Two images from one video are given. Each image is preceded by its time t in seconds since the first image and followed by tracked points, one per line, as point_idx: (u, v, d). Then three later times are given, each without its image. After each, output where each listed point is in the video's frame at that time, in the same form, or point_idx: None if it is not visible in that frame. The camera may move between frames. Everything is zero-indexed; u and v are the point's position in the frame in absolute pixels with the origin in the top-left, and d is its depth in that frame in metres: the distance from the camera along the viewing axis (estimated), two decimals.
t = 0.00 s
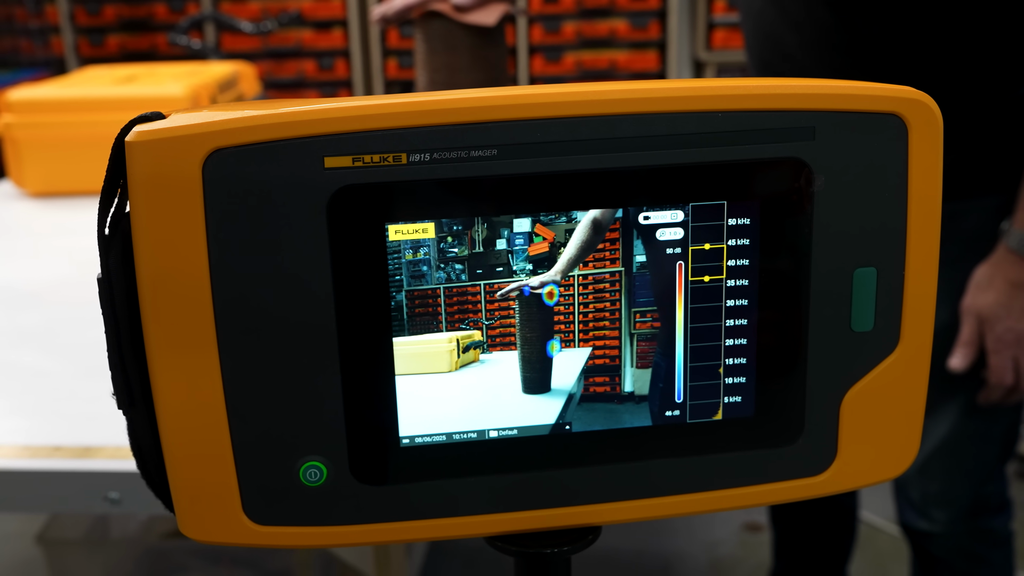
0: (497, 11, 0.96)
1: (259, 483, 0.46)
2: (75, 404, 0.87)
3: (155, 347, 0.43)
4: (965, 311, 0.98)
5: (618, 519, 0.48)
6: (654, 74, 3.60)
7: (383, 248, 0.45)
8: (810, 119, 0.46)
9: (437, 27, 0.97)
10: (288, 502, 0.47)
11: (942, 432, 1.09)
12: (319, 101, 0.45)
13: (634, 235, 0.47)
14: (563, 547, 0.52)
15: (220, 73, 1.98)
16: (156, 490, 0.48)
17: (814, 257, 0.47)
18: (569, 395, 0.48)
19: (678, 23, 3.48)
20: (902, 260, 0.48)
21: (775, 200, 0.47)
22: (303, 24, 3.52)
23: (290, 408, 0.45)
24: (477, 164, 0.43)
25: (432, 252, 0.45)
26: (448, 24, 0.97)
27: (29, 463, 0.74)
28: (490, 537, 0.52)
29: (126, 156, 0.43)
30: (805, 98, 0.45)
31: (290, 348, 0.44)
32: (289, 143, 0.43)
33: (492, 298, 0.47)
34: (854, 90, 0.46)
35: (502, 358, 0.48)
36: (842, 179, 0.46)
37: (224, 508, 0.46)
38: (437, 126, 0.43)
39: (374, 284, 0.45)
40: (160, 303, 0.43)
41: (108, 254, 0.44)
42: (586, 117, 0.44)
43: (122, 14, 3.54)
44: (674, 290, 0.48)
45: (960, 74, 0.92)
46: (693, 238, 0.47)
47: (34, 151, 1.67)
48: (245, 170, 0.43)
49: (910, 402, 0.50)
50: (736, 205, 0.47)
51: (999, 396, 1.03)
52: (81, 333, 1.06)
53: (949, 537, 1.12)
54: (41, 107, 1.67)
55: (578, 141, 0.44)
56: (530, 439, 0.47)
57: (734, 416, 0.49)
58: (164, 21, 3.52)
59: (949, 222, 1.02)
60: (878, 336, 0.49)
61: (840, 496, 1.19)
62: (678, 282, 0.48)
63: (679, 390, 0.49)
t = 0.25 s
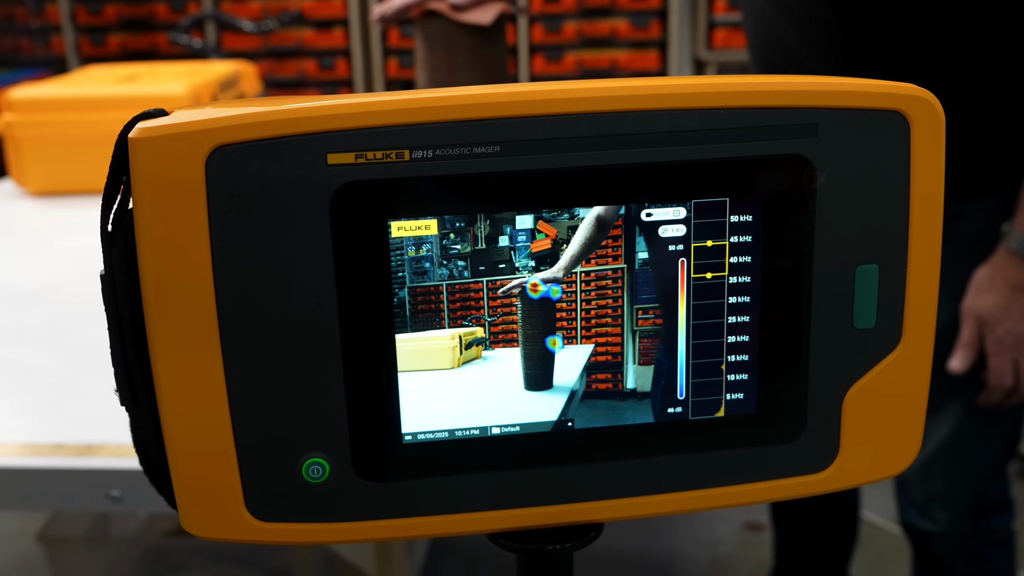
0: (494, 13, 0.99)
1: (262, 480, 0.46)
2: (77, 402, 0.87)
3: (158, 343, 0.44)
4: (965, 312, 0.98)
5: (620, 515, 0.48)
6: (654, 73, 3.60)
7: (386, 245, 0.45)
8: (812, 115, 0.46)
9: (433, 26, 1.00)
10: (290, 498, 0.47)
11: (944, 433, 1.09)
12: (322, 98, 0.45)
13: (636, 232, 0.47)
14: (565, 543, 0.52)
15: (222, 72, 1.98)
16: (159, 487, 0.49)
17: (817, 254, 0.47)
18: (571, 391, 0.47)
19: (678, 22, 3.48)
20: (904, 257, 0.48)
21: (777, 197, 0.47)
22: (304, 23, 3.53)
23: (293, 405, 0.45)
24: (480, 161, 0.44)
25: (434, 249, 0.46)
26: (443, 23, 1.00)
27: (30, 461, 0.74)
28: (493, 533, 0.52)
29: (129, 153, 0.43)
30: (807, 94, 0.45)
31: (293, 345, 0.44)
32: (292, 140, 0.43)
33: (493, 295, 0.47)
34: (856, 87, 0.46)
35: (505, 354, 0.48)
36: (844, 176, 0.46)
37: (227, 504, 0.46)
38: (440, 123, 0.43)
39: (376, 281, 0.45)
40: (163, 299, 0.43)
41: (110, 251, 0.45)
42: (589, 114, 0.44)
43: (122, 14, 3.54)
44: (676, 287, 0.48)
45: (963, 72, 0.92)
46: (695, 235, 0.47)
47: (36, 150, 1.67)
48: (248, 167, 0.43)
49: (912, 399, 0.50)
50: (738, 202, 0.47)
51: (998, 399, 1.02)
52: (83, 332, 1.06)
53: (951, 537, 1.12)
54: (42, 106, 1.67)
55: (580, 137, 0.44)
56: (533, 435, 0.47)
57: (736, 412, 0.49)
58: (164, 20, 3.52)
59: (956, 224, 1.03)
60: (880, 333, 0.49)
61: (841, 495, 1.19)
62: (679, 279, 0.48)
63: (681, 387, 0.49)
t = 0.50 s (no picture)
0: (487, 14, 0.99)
1: (262, 479, 0.46)
2: (78, 401, 0.87)
3: (158, 342, 0.44)
4: (969, 313, 0.98)
5: (621, 514, 0.48)
6: (654, 72, 3.60)
7: (387, 244, 0.45)
8: (812, 114, 0.46)
9: (428, 25, 1.00)
10: (291, 498, 0.47)
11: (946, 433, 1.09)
12: (322, 97, 0.45)
13: (637, 230, 0.47)
14: (566, 542, 0.52)
15: (222, 71, 1.98)
16: (159, 486, 0.49)
17: (817, 253, 0.47)
18: (573, 390, 0.47)
19: (678, 21, 3.48)
20: (905, 256, 0.48)
21: (778, 195, 0.47)
22: (304, 22, 3.52)
23: (294, 404, 0.45)
24: (481, 159, 0.44)
25: (435, 248, 0.46)
26: (437, 23, 1.00)
27: (31, 460, 0.74)
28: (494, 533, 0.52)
29: (129, 152, 0.43)
30: (808, 93, 0.45)
31: (294, 343, 0.44)
32: (292, 139, 0.43)
33: (494, 293, 0.47)
34: (857, 86, 0.46)
35: (506, 353, 0.48)
36: (845, 174, 0.46)
37: (227, 503, 0.46)
38: (440, 122, 0.43)
39: (377, 279, 0.45)
40: (163, 299, 0.43)
41: (111, 250, 0.44)
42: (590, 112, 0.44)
43: (122, 13, 3.54)
44: (677, 286, 0.48)
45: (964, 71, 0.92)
46: (696, 234, 0.47)
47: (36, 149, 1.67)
48: (248, 166, 0.43)
49: (912, 398, 0.50)
50: (739, 201, 0.47)
51: (1001, 400, 1.01)
52: (83, 331, 1.06)
53: (952, 536, 1.12)
54: (42, 105, 1.67)
55: (580, 135, 0.44)
56: (533, 434, 0.47)
57: (736, 411, 0.49)
58: (164, 20, 3.52)
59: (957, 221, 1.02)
60: (881, 332, 0.49)
61: (842, 494, 1.19)
62: (680, 277, 0.48)
63: (682, 385, 0.49)
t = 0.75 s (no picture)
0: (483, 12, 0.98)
1: (263, 482, 0.46)
2: (78, 401, 0.87)
3: (159, 345, 0.43)
4: (975, 314, 0.98)
5: (622, 517, 0.48)
6: (655, 71, 3.60)
7: (388, 247, 0.45)
8: (814, 117, 0.46)
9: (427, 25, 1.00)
10: (292, 500, 0.47)
11: (948, 434, 1.09)
12: (323, 99, 0.45)
13: (638, 233, 0.47)
14: (567, 545, 0.52)
15: (222, 71, 1.98)
16: (159, 488, 0.48)
17: (819, 256, 0.47)
18: (574, 393, 0.47)
19: (679, 20, 3.48)
20: (907, 258, 0.48)
21: (779, 198, 0.47)
22: (304, 21, 3.52)
23: (294, 406, 0.45)
24: (482, 162, 0.44)
25: (436, 251, 0.45)
26: (435, 22, 1.00)
27: (31, 461, 0.74)
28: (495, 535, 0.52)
29: (129, 155, 0.43)
30: (810, 96, 0.45)
31: (295, 346, 0.44)
32: (293, 141, 0.43)
33: (495, 296, 0.47)
34: (858, 89, 0.46)
35: (507, 356, 0.47)
36: (847, 177, 0.46)
37: (228, 506, 0.46)
38: (441, 124, 0.43)
39: (378, 282, 0.45)
40: (163, 302, 0.43)
41: (111, 252, 0.44)
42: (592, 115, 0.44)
43: (122, 13, 3.54)
44: (679, 288, 0.48)
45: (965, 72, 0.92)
46: (698, 237, 0.47)
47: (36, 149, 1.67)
48: (249, 169, 0.43)
49: (914, 401, 0.50)
50: (741, 203, 0.47)
51: (1008, 402, 1.02)
52: (83, 331, 1.06)
53: (954, 538, 1.12)
54: (42, 105, 1.67)
55: (581, 138, 0.44)
56: (534, 437, 0.47)
57: (738, 414, 0.49)
58: (164, 19, 3.52)
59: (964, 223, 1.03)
60: (882, 335, 0.49)
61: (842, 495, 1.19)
62: (682, 280, 0.48)
63: (683, 389, 0.49)
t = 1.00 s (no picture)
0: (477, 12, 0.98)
1: (262, 484, 0.46)
2: (77, 402, 0.87)
3: (156, 347, 0.43)
4: (977, 316, 0.99)
5: (622, 519, 0.48)
6: (654, 71, 3.60)
7: (386, 248, 0.45)
8: (814, 117, 0.45)
9: (424, 26, 1.00)
10: (291, 503, 0.46)
11: (950, 435, 1.09)
12: (321, 100, 0.45)
13: (638, 234, 0.47)
14: (567, 548, 0.52)
15: (221, 70, 1.98)
16: (158, 491, 0.48)
17: (819, 257, 0.47)
18: (573, 395, 0.47)
19: (679, 20, 3.48)
20: (907, 260, 0.48)
21: (779, 199, 0.47)
22: (304, 21, 3.52)
23: (293, 408, 0.45)
24: (481, 164, 0.43)
25: (434, 252, 0.45)
26: (433, 23, 1.00)
27: (29, 462, 0.74)
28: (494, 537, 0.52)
29: (127, 156, 0.43)
30: (810, 96, 0.45)
31: (293, 349, 0.44)
32: (291, 142, 0.42)
33: (494, 299, 0.47)
34: (858, 89, 0.46)
35: (506, 358, 0.47)
36: (847, 178, 0.46)
37: (227, 508, 0.46)
38: (440, 125, 0.43)
39: (377, 284, 0.45)
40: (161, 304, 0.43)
41: (110, 254, 0.44)
42: (591, 117, 0.44)
43: (121, 12, 3.54)
44: (678, 290, 0.48)
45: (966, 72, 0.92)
46: (698, 238, 0.47)
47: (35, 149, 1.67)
48: (247, 170, 0.42)
49: (915, 403, 0.50)
50: (741, 204, 0.47)
51: (1009, 403, 1.02)
52: (82, 332, 1.06)
53: (955, 539, 1.12)
54: (40, 105, 1.67)
55: (581, 139, 0.44)
56: (533, 440, 0.47)
57: (738, 416, 0.49)
58: (164, 19, 3.51)
59: (965, 224, 1.03)
60: (883, 336, 0.48)
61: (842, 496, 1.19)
62: (681, 281, 0.48)
63: (683, 390, 0.48)
